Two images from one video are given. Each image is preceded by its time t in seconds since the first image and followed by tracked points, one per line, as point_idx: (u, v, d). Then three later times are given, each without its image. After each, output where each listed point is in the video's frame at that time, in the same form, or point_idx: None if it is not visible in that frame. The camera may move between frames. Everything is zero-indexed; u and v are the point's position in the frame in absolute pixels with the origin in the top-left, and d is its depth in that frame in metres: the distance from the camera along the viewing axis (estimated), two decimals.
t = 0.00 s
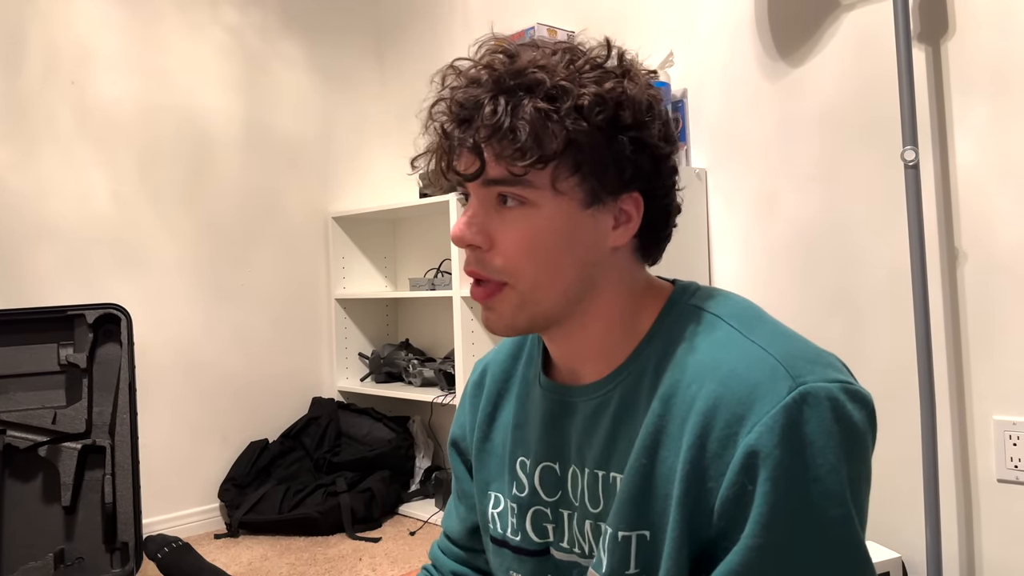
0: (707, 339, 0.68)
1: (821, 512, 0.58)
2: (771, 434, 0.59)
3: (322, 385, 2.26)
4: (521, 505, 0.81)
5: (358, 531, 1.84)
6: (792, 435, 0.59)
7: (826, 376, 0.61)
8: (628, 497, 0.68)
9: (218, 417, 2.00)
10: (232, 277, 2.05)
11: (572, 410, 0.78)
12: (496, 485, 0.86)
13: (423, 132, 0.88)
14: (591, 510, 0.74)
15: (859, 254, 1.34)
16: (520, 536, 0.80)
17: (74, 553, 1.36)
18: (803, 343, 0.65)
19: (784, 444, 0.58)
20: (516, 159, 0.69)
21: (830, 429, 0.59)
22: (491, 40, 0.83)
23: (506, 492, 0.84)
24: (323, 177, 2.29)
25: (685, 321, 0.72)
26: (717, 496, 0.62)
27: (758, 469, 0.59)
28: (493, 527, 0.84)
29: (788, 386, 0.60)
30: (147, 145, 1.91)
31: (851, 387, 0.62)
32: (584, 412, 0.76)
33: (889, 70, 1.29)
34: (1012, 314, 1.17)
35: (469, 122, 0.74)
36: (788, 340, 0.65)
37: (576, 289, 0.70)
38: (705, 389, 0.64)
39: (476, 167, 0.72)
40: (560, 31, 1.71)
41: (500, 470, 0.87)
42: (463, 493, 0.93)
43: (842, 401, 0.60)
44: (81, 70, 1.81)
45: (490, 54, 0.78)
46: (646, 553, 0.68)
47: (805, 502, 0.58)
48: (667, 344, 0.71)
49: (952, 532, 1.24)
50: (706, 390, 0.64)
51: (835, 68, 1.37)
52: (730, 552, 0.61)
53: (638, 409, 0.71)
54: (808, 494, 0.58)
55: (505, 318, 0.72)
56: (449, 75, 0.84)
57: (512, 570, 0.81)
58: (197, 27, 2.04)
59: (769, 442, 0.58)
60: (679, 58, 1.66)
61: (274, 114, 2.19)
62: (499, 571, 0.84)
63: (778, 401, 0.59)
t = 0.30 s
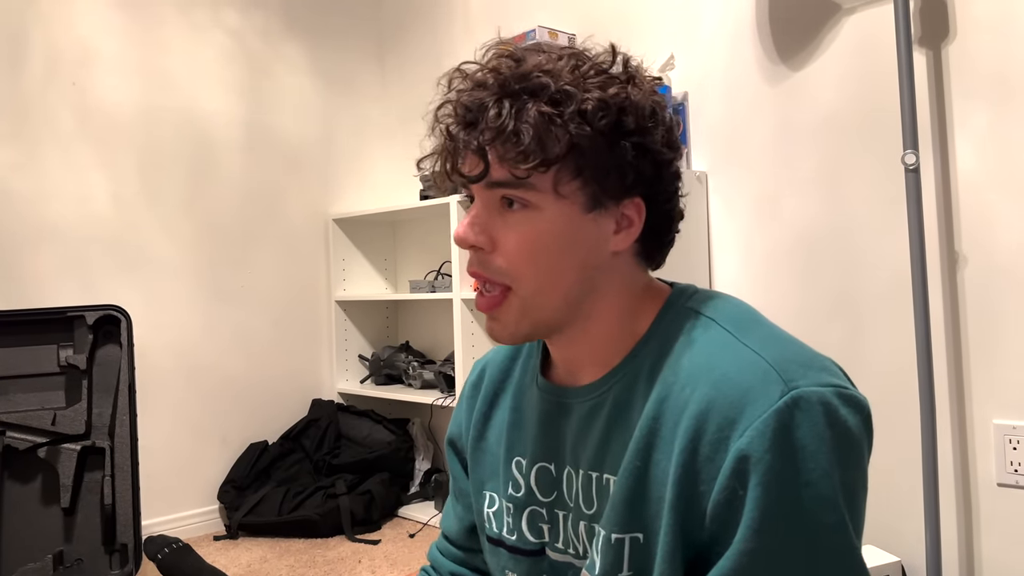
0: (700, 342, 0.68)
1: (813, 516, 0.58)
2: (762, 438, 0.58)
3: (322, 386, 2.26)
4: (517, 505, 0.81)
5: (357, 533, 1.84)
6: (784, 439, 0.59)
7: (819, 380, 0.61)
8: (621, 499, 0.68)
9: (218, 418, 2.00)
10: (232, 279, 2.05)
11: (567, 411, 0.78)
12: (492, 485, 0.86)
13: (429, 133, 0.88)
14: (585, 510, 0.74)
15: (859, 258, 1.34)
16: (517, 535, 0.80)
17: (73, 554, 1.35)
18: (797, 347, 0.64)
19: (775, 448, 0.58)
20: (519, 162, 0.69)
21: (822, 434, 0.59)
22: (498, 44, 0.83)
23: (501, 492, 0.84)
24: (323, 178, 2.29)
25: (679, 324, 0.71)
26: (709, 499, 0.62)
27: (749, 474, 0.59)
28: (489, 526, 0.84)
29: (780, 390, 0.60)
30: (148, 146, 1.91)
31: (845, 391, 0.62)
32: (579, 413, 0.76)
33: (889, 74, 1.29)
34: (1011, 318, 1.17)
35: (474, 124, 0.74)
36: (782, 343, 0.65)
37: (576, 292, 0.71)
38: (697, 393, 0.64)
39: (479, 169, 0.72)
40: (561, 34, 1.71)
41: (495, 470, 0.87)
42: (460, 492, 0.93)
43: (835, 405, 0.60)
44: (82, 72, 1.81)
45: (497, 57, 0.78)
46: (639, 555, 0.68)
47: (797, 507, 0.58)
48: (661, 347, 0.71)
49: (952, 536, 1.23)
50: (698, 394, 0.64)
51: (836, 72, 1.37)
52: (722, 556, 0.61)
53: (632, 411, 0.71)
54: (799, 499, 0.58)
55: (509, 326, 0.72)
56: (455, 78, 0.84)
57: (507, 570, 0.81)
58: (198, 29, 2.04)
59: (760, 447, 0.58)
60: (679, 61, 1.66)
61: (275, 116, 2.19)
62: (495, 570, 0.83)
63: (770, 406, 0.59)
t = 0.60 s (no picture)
0: (704, 343, 0.68)
1: (817, 518, 0.58)
2: (767, 440, 0.58)
3: (322, 386, 2.26)
4: (518, 506, 0.81)
5: (357, 533, 1.84)
6: (788, 440, 0.59)
7: (823, 381, 0.61)
8: (625, 501, 0.68)
9: (218, 418, 2.00)
10: (233, 279, 2.05)
11: (570, 412, 0.78)
12: (494, 485, 0.86)
13: (436, 131, 0.88)
14: (587, 513, 0.75)
15: (860, 260, 1.34)
16: (518, 536, 0.80)
17: (73, 553, 1.35)
18: (800, 347, 0.64)
19: (779, 450, 0.58)
20: (535, 163, 0.69)
21: (826, 434, 0.59)
22: (508, 41, 0.82)
23: (503, 493, 0.84)
24: (324, 179, 2.29)
25: (684, 325, 0.71)
26: (713, 501, 0.62)
27: (754, 475, 0.59)
28: (489, 527, 0.84)
29: (784, 391, 0.60)
30: (149, 145, 1.91)
31: (849, 392, 0.62)
32: (582, 414, 0.76)
33: (890, 76, 1.29)
34: (1012, 320, 1.17)
35: (487, 123, 0.74)
36: (786, 343, 0.65)
37: (585, 292, 0.71)
38: (701, 394, 0.64)
39: (492, 168, 0.71)
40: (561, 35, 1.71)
41: (498, 471, 0.87)
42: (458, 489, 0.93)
43: (839, 406, 0.60)
44: (83, 71, 1.81)
45: (509, 55, 0.77)
46: (641, 556, 0.68)
47: (801, 507, 0.58)
48: (665, 348, 0.71)
49: (952, 538, 1.23)
50: (702, 395, 0.64)
51: (837, 73, 1.37)
52: (726, 558, 0.61)
53: (635, 413, 0.71)
54: (803, 500, 0.58)
55: (512, 319, 0.72)
56: (465, 75, 0.83)
57: (507, 570, 0.81)
58: (199, 28, 2.04)
59: (765, 448, 0.58)
60: (681, 62, 1.66)
61: (275, 116, 2.19)
62: (494, 571, 0.84)
63: (774, 406, 0.59)
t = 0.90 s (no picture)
0: (709, 343, 0.68)
1: (823, 517, 0.58)
2: (774, 439, 0.58)
3: (323, 386, 2.26)
4: (517, 507, 0.81)
5: (358, 532, 1.84)
6: (795, 439, 0.59)
7: (828, 380, 0.61)
8: (626, 501, 0.68)
9: (220, 417, 2.00)
10: (235, 278, 2.06)
11: (569, 412, 0.78)
12: (491, 486, 0.86)
13: (437, 130, 0.88)
14: (588, 513, 0.75)
15: (862, 260, 1.34)
16: (516, 537, 0.80)
17: (74, 551, 1.35)
18: (804, 346, 0.65)
19: (786, 449, 0.58)
20: (538, 163, 0.69)
21: (832, 433, 0.59)
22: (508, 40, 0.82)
23: (501, 494, 0.84)
24: (326, 178, 2.29)
25: (687, 324, 0.72)
26: (718, 500, 0.62)
27: (760, 474, 0.59)
28: (487, 528, 0.84)
29: (791, 390, 0.60)
30: (152, 144, 1.92)
31: (853, 391, 0.62)
32: (581, 415, 0.76)
33: (892, 77, 1.29)
34: (1015, 321, 1.17)
35: (489, 123, 0.73)
36: (790, 343, 0.65)
37: (588, 290, 0.71)
38: (707, 394, 0.64)
39: (495, 169, 0.71)
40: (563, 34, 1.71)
41: (495, 471, 0.87)
42: (456, 490, 0.93)
43: (844, 405, 0.60)
44: (86, 70, 1.81)
45: (511, 53, 0.76)
46: (644, 556, 0.68)
47: (808, 506, 0.58)
48: (667, 348, 0.71)
49: (953, 539, 1.23)
50: (708, 394, 0.64)
51: (840, 73, 1.37)
52: (731, 558, 0.61)
53: (637, 413, 0.71)
54: (810, 499, 0.58)
55: (518, 320, 0.72)
56: (466, 74, 0.83)
57: (507, 571, 0.81)
58: (202, 27, 2.04)
59: (772, 447, 0.58)
60: (683, 61, 1.66)
61: (278, 115, 2.19)
62: (492, 572, 0.84)
63: (781, 406, 0.59)
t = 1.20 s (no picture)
0: (710, 344, 0.68)
1: (823, 522, 0.58)
2: (772, 442, 0.58)
3: (324, 385, 2.26)
4: (520, 510, 0.80)
5: (358, 531, 1.84)
6: (794, 443, 0.58)
7: (830, 384, 0.60)
8: (626, 503, 0.68)
9: (221, 416, 2.00)
10: (237, 277, 2.06)
11: (572, 415, 0.78)
12: (495, 489, 0.86)
13: (443, 128, 0.87)
14: (590, 516, 0.74)
15: (864, 261, 1.34)
16: (520, 541, 0.80)
17: (76, 549, 1.35)
18: (807, 349, 0.64)
19: (784, 452, 0.58)
20: (546, 165, 0.69)
21: (834, 437, 0.58)
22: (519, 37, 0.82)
23: (505, 497, 0.84)
24: (328, 177, 2.29)
25: (689, 326, 0.71)
26: (717, 503, 0.62)
27: (758, 478, 0.58)
28: (492, 531, 0.84)
29: (791, 393, 0.59)
30: (154, 142, 1.92)
31: (857, 394, 0.61)
32: (584, 417, 0.76)
33: (894, 77, 1.29)
34: (1016, 321, 1.17)
35: (496, 123, 0.73)
36: (793, 344, 0.64)
37: (592, 296, 0.71)
38: (706, 395, 0.64)
39: (501, 169, 0.71)
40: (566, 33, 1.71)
41: (499, 473, 0.87)
42: (463, 495, 0.93)
43: (846, 409, 0.59)
44: (88, 69, 1.81)
45: (521, 53, 0.76)
46: (645, 560, 0.68)
47: (808, 510, 0.58)
48: (669, 350, 0.71)
49: (955, 539, 1.23)
50: (707, 396, 0.64)
51: (842, 73, 1.37)
52: (729, 560, 0.60)
53: (638, 416, 0.71)
54: (810, 503, 0.58)
55: (520, 324, 0.72)
56: (474, 72, 0.83)
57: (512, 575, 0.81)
58: (205, 26, 2.05)
59: (770, 451, 0.58)
60: (685, 61, 1.66)
61: (280, 115, 2.20)
62: None
63: (780, 408, 0.59)
